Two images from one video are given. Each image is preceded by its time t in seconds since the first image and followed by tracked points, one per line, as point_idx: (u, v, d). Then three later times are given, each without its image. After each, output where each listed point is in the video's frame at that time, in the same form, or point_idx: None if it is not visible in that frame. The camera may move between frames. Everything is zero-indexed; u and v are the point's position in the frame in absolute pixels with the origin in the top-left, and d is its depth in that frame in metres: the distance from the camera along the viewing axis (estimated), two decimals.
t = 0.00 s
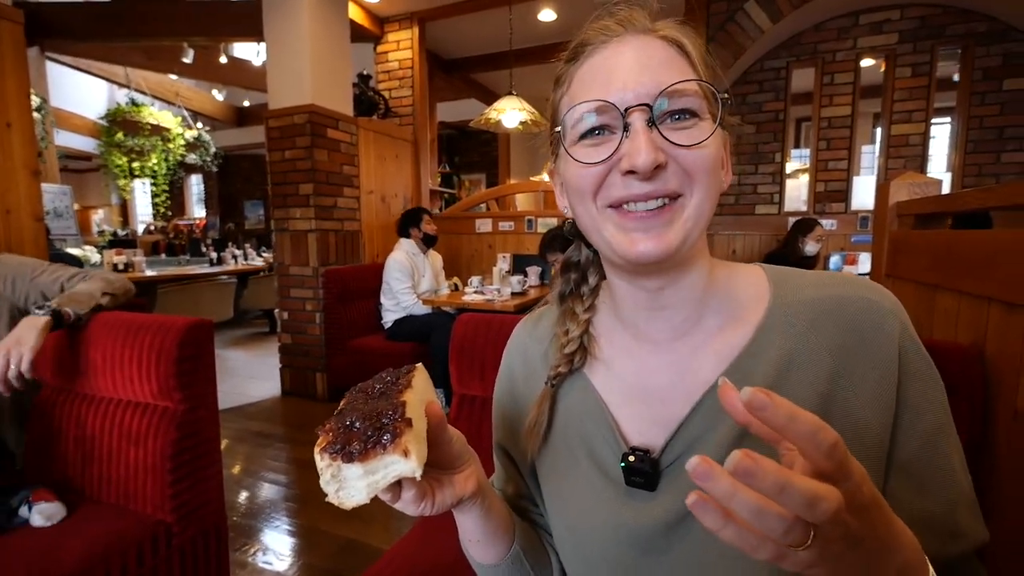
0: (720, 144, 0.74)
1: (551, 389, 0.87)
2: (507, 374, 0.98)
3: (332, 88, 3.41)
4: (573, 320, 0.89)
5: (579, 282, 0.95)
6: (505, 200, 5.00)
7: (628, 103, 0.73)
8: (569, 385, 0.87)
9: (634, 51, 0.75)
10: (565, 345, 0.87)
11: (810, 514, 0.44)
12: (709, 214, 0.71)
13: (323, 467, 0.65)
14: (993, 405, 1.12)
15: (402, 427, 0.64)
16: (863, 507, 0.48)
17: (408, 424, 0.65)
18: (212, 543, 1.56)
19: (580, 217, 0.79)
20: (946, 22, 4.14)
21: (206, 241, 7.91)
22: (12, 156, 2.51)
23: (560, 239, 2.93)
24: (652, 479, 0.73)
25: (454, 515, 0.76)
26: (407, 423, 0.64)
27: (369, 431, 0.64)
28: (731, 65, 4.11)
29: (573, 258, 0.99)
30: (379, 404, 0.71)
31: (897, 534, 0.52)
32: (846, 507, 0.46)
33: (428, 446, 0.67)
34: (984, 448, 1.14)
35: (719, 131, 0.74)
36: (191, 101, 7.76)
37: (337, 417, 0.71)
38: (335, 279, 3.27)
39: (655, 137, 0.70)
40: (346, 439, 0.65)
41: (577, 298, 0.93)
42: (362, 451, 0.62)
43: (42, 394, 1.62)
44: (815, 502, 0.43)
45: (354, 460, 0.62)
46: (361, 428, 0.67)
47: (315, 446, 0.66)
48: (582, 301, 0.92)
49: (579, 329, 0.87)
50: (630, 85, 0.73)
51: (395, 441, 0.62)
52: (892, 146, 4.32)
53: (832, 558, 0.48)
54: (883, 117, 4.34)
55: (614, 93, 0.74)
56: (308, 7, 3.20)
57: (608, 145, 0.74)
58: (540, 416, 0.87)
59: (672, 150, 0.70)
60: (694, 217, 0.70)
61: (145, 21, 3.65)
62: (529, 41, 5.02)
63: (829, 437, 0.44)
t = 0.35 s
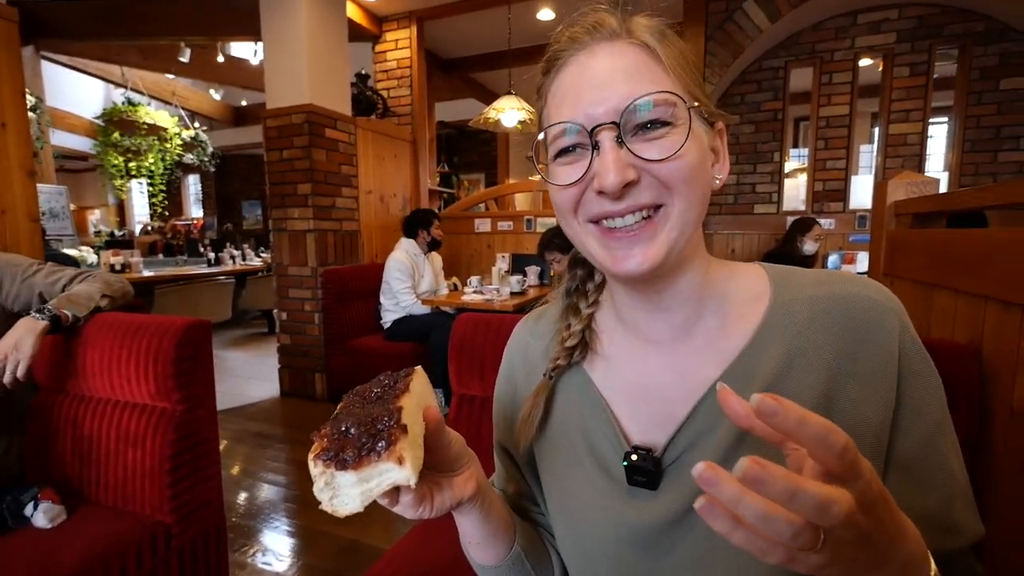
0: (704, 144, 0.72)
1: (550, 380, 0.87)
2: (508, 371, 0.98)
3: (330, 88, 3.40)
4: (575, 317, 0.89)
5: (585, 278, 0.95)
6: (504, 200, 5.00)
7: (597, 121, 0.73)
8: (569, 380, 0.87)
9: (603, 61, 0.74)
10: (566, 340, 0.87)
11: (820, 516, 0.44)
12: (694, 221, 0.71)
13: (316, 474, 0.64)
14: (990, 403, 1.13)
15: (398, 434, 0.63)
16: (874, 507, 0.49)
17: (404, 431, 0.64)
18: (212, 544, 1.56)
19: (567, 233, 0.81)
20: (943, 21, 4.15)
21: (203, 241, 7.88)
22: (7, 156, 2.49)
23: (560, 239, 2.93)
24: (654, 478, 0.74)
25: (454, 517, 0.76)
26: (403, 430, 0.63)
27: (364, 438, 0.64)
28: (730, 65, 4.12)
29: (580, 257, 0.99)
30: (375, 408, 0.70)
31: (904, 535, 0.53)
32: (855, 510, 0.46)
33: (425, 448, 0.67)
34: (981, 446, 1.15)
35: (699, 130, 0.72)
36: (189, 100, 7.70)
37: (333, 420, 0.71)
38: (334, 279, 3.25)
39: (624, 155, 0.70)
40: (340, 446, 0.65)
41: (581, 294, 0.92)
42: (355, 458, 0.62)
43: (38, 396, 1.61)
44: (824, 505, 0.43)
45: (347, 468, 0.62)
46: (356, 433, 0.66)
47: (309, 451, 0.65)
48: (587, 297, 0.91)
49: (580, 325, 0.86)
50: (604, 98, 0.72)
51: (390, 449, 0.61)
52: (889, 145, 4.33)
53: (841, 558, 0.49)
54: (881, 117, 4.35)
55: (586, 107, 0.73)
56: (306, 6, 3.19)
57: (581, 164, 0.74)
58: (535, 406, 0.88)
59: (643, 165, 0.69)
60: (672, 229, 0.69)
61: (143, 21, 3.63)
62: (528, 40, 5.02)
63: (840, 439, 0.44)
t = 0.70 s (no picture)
0: (696, 144, 0.71)
1: (547, 382, 0.88)
2: (508, 370, 0.98)
3: (330, 88, 3.39)
4: (575, 316, 0.90)
5: (586, 278, 0.94)
6: (504, 199, 5.00)
7: (583, 124, 0.73)
8: (567, 380, 0.87)
9: (594, 60, 0.73)
10: (565, 340, 0.87)
11: (798, 542, 0.44)
12: (685, 225, 0.70)
13: (313, 478, 0.64)
14: (989, 401, 1.13)
15: (396, 438, 0.64)
16: (861, 528, 0.48)
17: (402, 435, 0.65)
18: (213, 544, 1.56)
19: (559, 238, 0.82)
20: (942, 20, 4.16)
21: (202, 241, 7.86)
22: (6, 156, 2.48)
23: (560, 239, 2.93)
24: (652, 483, 0.74)
25: (453, 517, 0.77)
26: (401, 434, 0.64)
27: (362, 442, 0.65)
28: (730, 64, 4.12)
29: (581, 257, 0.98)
30: (374, 412, 0.71)
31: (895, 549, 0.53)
32: (837, 533, 0.46)
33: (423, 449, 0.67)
34: (981, 444, 1.15)
35: (691, 130, 0.71)
36: (187, 100, 7.58)
37: (332, 422, 0.71)
38: (335, 279, 3.24)
39: (609, 158, 0.71)
40: (338, 450, 0.65)
41: (582, 294, 0.92)
42: (353, 463, 0.62)
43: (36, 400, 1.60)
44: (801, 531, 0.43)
45: (345, 473, 0.62)
46: (354, 437, 0.67)
47: (306, 456, 0.65)
48: (587, 298, 0.91)
49: (580, 325, 0.87)
50: (593, 99, 0.72)
51: (388, 453, 0.62)
52: (889, 144, 4.34)
53: None
54: (880, 116, 4.35)
55: (575, 106, 0.73)
56: (306, 6, 3.17)
57: (568, 168, 0.75)
58: (531, 408, 0.88)
59: (629, 168, 0.69)
60: (660, 233, 0.69)
61: (143, 20, 3.61)
62: (527, 39, 5.01)
63: (821, 464, 0.43)
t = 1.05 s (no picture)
0: (700, 151, 0.71)
1: (551, 387, 0.86)
2: (506, 369, 0.97)
3: (329, 88, 3.39)
4: (574, 319, 0.89)
5: (582, 278, 0.94)
6: (503, 199, 4.99)
7: (588, 132, 0.72)
8: (570, 385, 0.86)
9: (595, 61, 0.73)
10: (565, 344, 0.86)
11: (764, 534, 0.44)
12: (689, 232, 0.70)
13: (314, 492, 0.63)
14: (988, 400, 1.13)
15: (398, 449, 0.64)
16: (836, 523, 0.47)
17: (404, 445, 0.64)
18: (212, 544, 1.56)
19: (559, 242, 0.81)
20: (941, 20, 4.16)
21: (201, 242, 7.86)
22: (3, 157, 2.48)
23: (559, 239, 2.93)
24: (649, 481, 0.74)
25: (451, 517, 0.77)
26: (402, 445, 0.64)
27: (363, 453, 0.64)
28: (728, 64, 4.11)
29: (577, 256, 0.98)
30: (373, 420, 0.70)
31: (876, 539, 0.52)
32: (808, 528, 0.45)
33: (423, 453, 0.67)
34: (979, 442, 1.15)
35: (697, 137, 0.71)
36: (185, 100, 7.61)
37: (330, 432, 0.70)
38: (333, 280, 3.24)
39: (616, 165, 0.70)
40: (339, 463, 0.64)
41: (579, 296, 0.92)
42: (355, 476, 0.62)
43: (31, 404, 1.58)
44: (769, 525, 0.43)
45: (347, 486, 0.62)
46: (354, 447, 0.66)
47: (307, 470, 0.65)
48: (584, 299, 0.91)
49: (580, 328, 0.86)
50: (595, 102, 0.72)
51: (391, 466, 0.61)
52: (887, 143, 4.34)
53: (807, 571, 0.48)
54: (879, 115, 4.34)
55: (578, 109, 0.73)
56: (304, 6, 3.17)
57: (573, 174, 0.75)
58: (538, 414, 0.86)
59: (638, 176, 0.69)
60: (668, 240, 0.69)
61: (140, 20, 3.61)
62: (526, 39, 5.00)
63: (783, 458, 0.43)
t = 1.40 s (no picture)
0: (694, 136, 0.72)
1: (550, 391, 0.86)
2: (506, 373, 0.98)
3: (327, 90, 3.39)
4: (572, 324, 0.89)
5: (579, 285, 0.95)
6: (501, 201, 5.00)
7: (587, 110, 0.73)
8: (569, 388, 0.86)
9: (596, 55, 0.74)
10: (564, 348, 0.86)
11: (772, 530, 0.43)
12: (686, 214, 0.70)
13: (314, 483, 0.63)
14: (987, 401, 1.13)
15: (397, 443, 0.64)
16: (841, 515, 0.47)
17: (403, 439, 0.64)
18: (210, 546, 1.56)
19: (557, 230, 0.80)
20: (938, 20, 4.15)
21: (200, 243, 7.87)
22: (2, 160, 2.48)
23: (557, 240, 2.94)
24: (650, 474, 0.74)
25: (448, 517, 0.77)
26: (402, 439, 0.64)
27: (362, 448, 0.64)
28: (726, 66, 4.11)
29: (574, 262, 0.98)
30: (372, 417, 0.70)
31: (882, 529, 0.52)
32: (815, 520, 0.45)
33: (421, 451, 0.68)
34: (979, 444, 1.15)
35: (691, 125, 0.72)
36: (184, 104, 7.64)
37: (329, 428, 0.70)
38: (331, 282, 3.24)
39: (614, 141, 0.71)
40: (339, 455, 0.65)
41: (576, 301, 0.92)
42: (354, 468, 0.62)
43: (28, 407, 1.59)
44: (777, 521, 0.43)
45: (345, 477, 0.62)
46: (353, 442, 0.66)
47: (306, 461, 0.65)
48: (582, 305, 0.91)
49: (578, 333, 0.86)
50: (597, 87, 0.73)
51: (389, 458, 0.61)
52: (886, 144, 4.33)
53: (821, 565, 0.48)
54: (877, 116, 4.34)
55: (579, 94, 0.74)
56: (302, 8, 3.18)
57: (572, 152, 0.74)
58: (538, 418, 0.86)
59: (634, 152, 0.69)
60: (666, 217, 0.69)
61: (138, 23, 3.61)
62: (524, 41, 5.01)
63: (772, 453, 0.43)
